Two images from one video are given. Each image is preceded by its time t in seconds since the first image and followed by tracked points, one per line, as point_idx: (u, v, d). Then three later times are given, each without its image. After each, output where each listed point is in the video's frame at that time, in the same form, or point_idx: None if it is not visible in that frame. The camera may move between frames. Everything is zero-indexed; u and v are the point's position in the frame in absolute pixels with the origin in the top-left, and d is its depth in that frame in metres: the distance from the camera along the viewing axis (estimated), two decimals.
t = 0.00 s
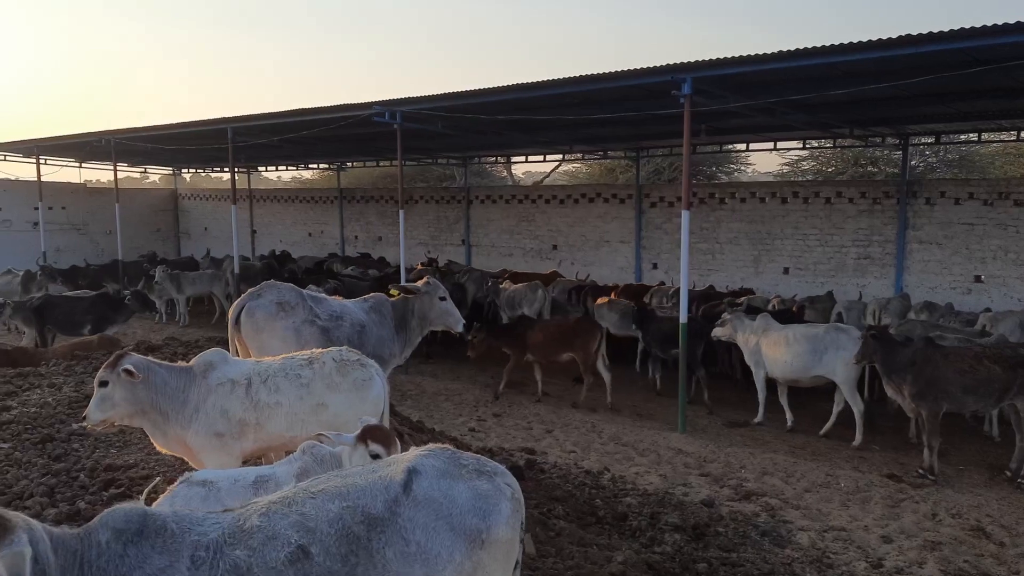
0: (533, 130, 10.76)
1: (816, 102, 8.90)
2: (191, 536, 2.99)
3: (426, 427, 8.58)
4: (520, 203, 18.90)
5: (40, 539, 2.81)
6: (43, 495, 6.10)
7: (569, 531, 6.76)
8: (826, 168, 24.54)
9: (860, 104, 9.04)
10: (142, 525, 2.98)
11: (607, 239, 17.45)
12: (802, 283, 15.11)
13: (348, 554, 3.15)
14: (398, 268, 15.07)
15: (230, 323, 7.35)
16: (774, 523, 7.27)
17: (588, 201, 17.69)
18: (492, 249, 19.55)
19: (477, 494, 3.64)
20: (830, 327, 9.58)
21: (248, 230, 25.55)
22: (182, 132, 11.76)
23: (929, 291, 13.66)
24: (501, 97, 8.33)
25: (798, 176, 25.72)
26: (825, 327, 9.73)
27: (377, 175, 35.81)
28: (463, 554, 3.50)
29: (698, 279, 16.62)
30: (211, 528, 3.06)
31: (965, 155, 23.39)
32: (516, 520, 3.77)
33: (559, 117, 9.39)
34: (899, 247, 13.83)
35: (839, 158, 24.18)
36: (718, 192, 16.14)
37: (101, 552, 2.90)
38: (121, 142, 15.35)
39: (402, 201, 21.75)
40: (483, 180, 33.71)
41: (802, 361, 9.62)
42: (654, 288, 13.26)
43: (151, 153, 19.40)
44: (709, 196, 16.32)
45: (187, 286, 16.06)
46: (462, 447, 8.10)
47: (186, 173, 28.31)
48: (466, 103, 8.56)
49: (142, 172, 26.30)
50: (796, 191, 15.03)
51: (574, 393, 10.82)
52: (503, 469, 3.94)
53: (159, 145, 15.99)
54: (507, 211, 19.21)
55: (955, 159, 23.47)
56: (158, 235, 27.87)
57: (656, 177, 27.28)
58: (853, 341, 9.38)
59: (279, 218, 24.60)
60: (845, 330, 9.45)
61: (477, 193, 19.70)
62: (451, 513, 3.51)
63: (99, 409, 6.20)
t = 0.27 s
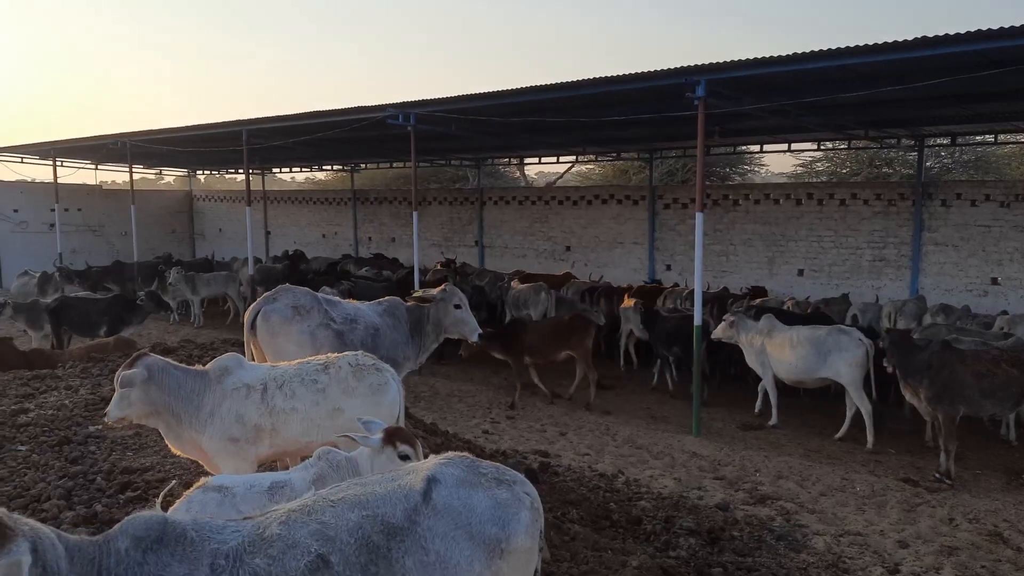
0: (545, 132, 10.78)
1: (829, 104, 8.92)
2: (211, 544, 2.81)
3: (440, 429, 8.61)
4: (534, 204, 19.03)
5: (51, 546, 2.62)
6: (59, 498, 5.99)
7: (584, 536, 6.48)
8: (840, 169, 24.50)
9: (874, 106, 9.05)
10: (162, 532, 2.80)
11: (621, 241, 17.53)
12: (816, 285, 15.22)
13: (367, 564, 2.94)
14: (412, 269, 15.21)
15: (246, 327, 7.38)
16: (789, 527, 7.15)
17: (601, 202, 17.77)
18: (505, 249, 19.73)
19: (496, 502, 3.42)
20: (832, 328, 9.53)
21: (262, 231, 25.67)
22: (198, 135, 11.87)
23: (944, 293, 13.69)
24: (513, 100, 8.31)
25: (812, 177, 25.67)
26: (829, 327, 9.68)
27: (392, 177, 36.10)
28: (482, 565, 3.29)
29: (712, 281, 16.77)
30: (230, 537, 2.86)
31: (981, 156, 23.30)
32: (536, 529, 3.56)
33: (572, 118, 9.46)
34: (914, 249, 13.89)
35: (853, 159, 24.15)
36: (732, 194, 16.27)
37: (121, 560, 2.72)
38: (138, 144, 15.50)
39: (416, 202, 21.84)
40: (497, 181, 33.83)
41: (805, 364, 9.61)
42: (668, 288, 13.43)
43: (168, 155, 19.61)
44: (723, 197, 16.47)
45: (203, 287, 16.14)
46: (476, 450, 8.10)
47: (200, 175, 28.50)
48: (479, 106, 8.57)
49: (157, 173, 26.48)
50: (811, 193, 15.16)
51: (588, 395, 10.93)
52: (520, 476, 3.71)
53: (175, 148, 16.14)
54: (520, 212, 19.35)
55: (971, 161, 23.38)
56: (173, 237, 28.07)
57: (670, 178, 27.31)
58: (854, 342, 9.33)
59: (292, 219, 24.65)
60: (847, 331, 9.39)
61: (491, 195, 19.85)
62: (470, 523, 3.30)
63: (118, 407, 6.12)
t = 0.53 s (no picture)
0: (555, 135, 10.81)
1: (842, 106, 8.90)
2: (227, 548, 2.79)
3: (451, 432, 8.62)
4: (544, 206, 19.04)
5: (60, 546, 2.64)
6: (74, 499, 5.99)
7: (595, 539, 6.39)
8: (852, 172, 24.40)
9: (887, 108, 9.03)
10: (178, 536, 2.78)
11: (632, 243, 17.52)
12: (828, 287, 15.16)
13: (382, 569, 2.89)
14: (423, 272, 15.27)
15: (258, 330, 7.39)
16: (801, 531, 7.09)
17: (612, 204, 17.77)
18: (516, 252, 19.74)
19: (512, 508, 3.37)
20: (831, 329, 9.56)
21: (273, 233, 25.70)
22: (210, 139, 11.98)
23: (958, 296, 13.61)
24: (523, 102, 8.31)
25: (824, 179, 25.58)
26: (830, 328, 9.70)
27: (402, 180, 36.18)
28: (496, 571, 3.24)
29: (723, 283, 16.72)
30: (246, 540, 2.84)
31: (995, 159, 23.18)
32: (550, 535, 3.52)
33: (583, 121, 9.48)
34: (927, 251, 13.81)
35: (866, 161, 24.05)
36: (744, 196, 16.22)
37: (136, 563, 2.71)
38: (151, 147, 15.60)
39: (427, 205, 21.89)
40: (507, 184, 33.86)
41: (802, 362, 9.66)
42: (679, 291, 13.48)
43: (181, 158, 19.72)
44: (734, 200, 16.40)
45: (215, 289, 16.23)
46: (487, 453, 8.11)
47: (211, 178, 28.57)
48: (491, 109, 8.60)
49: (168, 176, 26.58)
50: (823, 195, 15.10)
51: (599, 397, 10.96)
52: (536, 480, 3.66)
53: (187, 151, 16.24)
54: (531, 215, 19.35)
55: (984, 163, 23.26)
56: (185, 240, 28.16)
57: (681, 180, 27.24)
58: (853, 343, 9.35)
59: (303, 222, 24.74)
60: (846, 331, 9.41)
61: (502, 197, 19.86)
62: (485, 527, 3.25)
63: (136, 404, 6.21)
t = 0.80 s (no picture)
0: (566, 136, 10.82)
1: (854, 107, 8.86)
2: (239, 551, 2.76)
3: (461, 433, 8.64)
4: (555, 208, 19.04)
5: (67, 540, 2.71)
6: (85, 499, 6.03)
7: (605, 541, 6.37)
8: (864, 173, 24.31)
9: (898, 109, 9.01)
10: (189, 538, 2.78)
11: (642, 245, 17.50)
12: (840, 289, 15.11)
13: (397, 571, 2.85)
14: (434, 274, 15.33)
15: (269, 331, 7.41)
16: (813, 534, 7.06)
17: (623, 206, 17.76)
18: (526, 253, 19.75)
19: (523, 509, 3.36)
20: (832, 329, 9.56)
21: (284, 235, 25.77)
22: (222, 141, 12.06)
23: (971, 298, 13.54)
24: (535, 104, 8.32)
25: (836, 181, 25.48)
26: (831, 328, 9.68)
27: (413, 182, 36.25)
28: (509, 573, 3.23)
29: (734, 285, 16.69)
30: (258, 543, 2.81)
31: (1008, 160, 23.04)
32: (561, 536, 3.52)
33: (594, 122, 9.48)
34: (940, 253, 13.74)
35: (878, 163, 23.94)
36: (755, 198, 16.17)
37: (148, 564, 2.74)
38: (163, 150, 15.69)
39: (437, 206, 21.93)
40: (517, 186, 33.86)
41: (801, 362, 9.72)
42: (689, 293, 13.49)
43: (192, 160, 19.83)
44: (745, 201, 16.36)
45: (226, 290, 16.32)
46: (498, 454, 8.12)
47: (223, 180, 28.67)
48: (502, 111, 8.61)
49: (180, 178, 26.70)
50: (834, 197, 15.05)
51: (609, 399, 10.97)
52: (546, 481, 3.66)
53: (198, 152, 16.33)
54: (542, 217, 19.36)
55: (998, 164, 23.13)
56: (196, 241, 28.27)
57: (692, 182, 27.18)
58: (852, 343, 9.33)
59: (314, 224, 24.83)
60: (846, 331, 9.41)
61: (512, 199, 19.88)
62: (497, 529, 3.24)
63: (151, 402, 6.25)
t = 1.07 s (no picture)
0: (573, 138, 10.84)
1: (861, 109, 8.86)
2: (242, 553, 2.77)
3: (468, 435, 8.66)
4: (561, 210, 19.05)
5: (65, 535, 2.80)
6: (93, 501, 6.06)
7: (613, 543, 6.37)
8: (871, 175, 24.26)
9: (905, 111, 9.00)
10: (192, 540, 2.80)
11: (649, 247, 17.50)
12: (847, 291, 15.08)
13: (404, 573, 2.87)
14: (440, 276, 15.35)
15: (273, 333, 7.47)
16: (820, 536, 7.06)
17: (630, 208, 17.77)
18: (533, 256, 19.77)
19: (528, 511, 3.38)
20: (826, 330, 9.63)
21: (291, 237, 25.81)
22: (230, 143, 12.12)
23: (979, 300, 13.50)
24: (542, 106, 8.34)
25: (843, 183, 25.42)
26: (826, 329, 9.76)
27: (420, 184, 36.29)
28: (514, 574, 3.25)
29: (741, 287, 16.68)
30: (263, 545, 2.82)
31: (1017, 162, 22.96)
32: (566, 537, 3.53)
33: (601, 124, 9.50)
34: (947, 255, 13.71)
35: (886, 165, 23.89)
36: (762, 200, 16.15)
37: (148, 565, 2.79)
38: (171, 152, 15.76)
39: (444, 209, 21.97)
40: (524, 188, 33.87)
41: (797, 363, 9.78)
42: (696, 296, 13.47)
43: (200, 163, 19.89)
44: (752, 203, 16.34)
45: (233, 292, 16.38)
46: (504, 456, 8.13)
47: (230, 182, 28.75)
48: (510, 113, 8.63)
49: (187, 180, 26.77)
50: (841, 199, 15.03)
51: (616, 401, 10.97)
52: (550, 482, 3.67)
53: (206, 154, 16.40)
54: (548, 219, 19.38)
55: (1006, 166, 23.06)
56: (204, 243, 28.35)
57: (698, 184, 27.17)
58: (846, 344, 9.40)
59: (321, 226, 24.89)
60: (840, 332, 9.48)
61: (519, 201, 19.90)
62: (503, 530, 3.25)
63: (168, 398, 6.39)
